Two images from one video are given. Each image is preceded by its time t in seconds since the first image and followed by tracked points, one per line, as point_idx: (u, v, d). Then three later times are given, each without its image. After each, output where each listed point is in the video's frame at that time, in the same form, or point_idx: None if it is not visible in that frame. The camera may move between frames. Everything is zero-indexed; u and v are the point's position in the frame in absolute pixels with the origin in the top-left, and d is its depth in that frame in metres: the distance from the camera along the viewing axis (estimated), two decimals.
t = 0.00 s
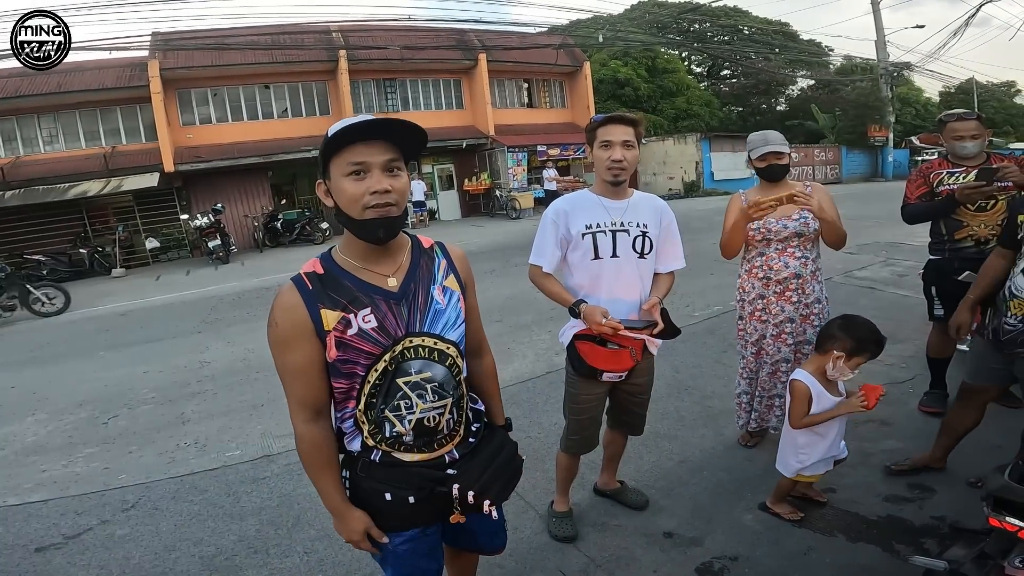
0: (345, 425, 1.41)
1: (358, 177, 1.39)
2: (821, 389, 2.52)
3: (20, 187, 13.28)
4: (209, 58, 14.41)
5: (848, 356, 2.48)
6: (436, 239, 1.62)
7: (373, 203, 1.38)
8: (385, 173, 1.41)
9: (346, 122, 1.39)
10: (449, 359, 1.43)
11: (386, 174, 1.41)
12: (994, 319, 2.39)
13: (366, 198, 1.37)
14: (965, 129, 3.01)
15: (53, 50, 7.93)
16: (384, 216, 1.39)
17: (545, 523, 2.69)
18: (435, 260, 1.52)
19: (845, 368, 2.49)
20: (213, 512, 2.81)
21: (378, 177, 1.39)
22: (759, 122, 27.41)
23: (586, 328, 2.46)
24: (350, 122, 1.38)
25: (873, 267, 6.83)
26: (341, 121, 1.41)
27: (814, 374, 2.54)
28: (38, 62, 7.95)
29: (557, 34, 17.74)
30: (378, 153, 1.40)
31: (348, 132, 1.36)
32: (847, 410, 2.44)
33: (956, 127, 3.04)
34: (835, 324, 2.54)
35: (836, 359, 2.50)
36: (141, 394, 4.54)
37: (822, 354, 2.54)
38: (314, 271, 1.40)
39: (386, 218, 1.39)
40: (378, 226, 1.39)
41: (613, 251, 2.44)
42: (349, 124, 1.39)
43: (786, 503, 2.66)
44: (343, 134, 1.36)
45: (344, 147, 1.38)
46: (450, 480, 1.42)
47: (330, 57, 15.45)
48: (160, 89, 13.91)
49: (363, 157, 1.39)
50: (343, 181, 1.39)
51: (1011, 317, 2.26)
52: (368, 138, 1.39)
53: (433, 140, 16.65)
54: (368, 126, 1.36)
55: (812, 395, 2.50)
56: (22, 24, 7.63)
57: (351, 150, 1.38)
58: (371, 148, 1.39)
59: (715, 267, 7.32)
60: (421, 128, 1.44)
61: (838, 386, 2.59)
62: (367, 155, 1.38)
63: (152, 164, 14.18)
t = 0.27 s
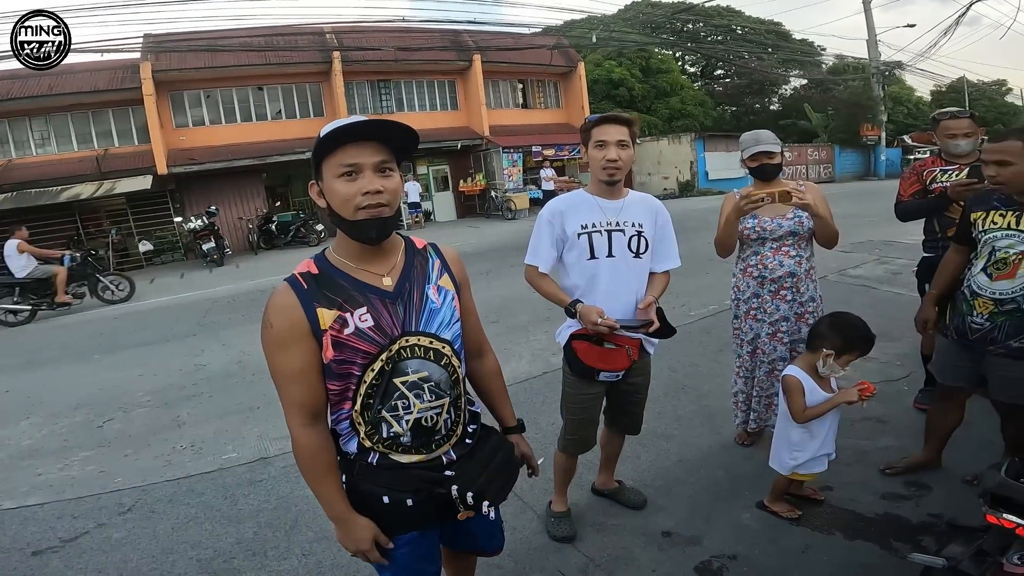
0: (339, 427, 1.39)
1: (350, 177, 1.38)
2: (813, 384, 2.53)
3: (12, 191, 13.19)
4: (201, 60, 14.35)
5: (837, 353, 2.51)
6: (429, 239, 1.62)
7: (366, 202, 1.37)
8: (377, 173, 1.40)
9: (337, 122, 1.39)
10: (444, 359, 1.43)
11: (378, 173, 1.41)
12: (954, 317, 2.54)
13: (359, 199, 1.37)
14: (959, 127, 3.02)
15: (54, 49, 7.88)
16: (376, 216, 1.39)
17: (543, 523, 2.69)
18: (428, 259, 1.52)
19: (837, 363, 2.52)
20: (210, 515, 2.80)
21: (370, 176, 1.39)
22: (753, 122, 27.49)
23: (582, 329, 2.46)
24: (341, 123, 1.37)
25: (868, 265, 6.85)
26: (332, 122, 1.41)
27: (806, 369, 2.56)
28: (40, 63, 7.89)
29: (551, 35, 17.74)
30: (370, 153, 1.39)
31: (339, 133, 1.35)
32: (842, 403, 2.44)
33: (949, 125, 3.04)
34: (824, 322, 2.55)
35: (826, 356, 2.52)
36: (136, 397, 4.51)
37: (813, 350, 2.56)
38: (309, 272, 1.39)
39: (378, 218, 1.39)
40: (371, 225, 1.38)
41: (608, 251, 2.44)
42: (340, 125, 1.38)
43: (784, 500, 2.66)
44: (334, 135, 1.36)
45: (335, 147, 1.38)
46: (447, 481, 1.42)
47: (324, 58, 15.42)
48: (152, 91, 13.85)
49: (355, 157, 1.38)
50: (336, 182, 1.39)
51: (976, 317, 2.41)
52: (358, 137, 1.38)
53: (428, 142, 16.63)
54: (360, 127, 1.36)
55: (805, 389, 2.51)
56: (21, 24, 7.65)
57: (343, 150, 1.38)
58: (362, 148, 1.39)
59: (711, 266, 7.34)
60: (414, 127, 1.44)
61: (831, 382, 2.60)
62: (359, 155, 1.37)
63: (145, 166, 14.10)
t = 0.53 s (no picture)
0: (337, 430, 1.38)
1: (344, 178, 1.38)
2: (804, 380, 2.55)
3: (4, 193, 13.10)
4: (194, 62, 14.30)
5: (825, 351, 2.53)
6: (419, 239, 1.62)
7: (360, 203, 1.37)
8: (371, 174, 1.40)
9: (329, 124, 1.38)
10: (442, 358, 1.44)
11: (372, 174, 1.41)
12: (935, 311, 2.66)
13: (352, 201, 1.37)
14: (950, 125, 3.05)
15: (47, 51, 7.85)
16: (370, 217, 1.39)
17: (541, 523, 2.69)
18: (421, 259, 1.53)
19: (825, 360, 2.53)
20: (207, 518, 2.79)
21: (363, 178, 1.39)
22: (747, 122, 27.60)
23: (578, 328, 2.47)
24: (332, 124, 1.37)
25: (861, 263, 6.89)
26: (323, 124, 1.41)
27: (796, 366, 2.58)
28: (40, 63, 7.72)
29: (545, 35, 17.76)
30: (363, 155, 1.39)
31: (332, 135, 1.35)
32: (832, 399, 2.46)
33: (940, 123, 3.08)
34: (813, 320, 2.57)
35: (814, 353, 2.54)
36: (131, 400, 4.49)
37: (802, 348, 2.58)
38: (303, 273, 1.38)
39: (371, 219, 1.39)
40: (363, 227, 1.38)
41: (604, 251, 2.45)
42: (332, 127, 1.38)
43: (781, 499, 2.67)
44: (327, 138, 1.35)
45: (327, 149, 1.37)
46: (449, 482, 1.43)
47: (318, 60, 15.41)
48: (145, 93, 13.78)
49: (348, 159, 1.38)
50: (329, 183, 1.38)
51: (950, 309, 2.52)
52: (351, 138, 1.38)
53: (423, 142, 16.63)
54: (353, 129, 1.36)
55: (795, 385, 2.53)
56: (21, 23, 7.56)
57: (336, 152, 1.37)
58: (355, 150, 1.39)
59: (706, 265, 7.37)
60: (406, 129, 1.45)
61: (823, 378, 2.61)
62: (352, 156, 1.37)
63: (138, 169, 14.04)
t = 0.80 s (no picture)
0: (338, 436, 1.37)
1: (353, 185, 1.36)
2: (793, 376, 2.57)
3: None
4: (185, 63, 14.24)
5: (812, 349, 2.55)
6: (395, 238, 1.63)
7: (367, 211, 1.36)
8: (376, 184, 1.39)
9: (336, 130, 1.35)
10: (436, 351, 1.46)
11: (376, 182, 1.40)
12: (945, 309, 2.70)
13: (359, 208, 1.36)
14: (939, 121, 3.09)
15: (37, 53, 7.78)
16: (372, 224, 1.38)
17: (539, 522, 2.69)
18: (402, 257, 1.53)
19: (813, 358, 2.55)
20: (204, 520, 2.78)
21: (372, 186, 1.37)
22: (740, 121, 27.68)
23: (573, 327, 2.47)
24: (340, 132, 1.35)
25: (855, 261, 6.92)
26: (324, 125, 1.36)
27: (786, 363, 2.60)
28: (42, 64, 7.28)
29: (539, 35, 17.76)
30: (371, 162, 1.37)
31: (345, 144, 1.33)
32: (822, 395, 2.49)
33: (929, 119, 3.11)
34: (801, 318, 2.59)
35: (802, 351, 2.56)
36: (126, 403, 4.47)
37: (790, 344, 2.61)
38: (291, 278, 1.36)
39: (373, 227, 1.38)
40: (366, 233, 1.38)
41: (599, 250, 2.46)
42: (338, 135, 1.35)
43: (777, 497, 2.69)
44: (340, 148, 1.33)
45: (333, 157, 1.34)
46: (455, 479, 1.44)
47: (311, 61, 15.37)
48: (136, 95, 13.71)
49: (357, 166, 1.35)
50: (334, 189, 1.35)
51: (953, 305, 2.57)
52: (361, 148, 1.35)
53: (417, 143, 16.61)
54: (365, 140, 1.34)
55: (784, 381, 2.55)
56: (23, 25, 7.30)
57: (345, 158, 1.34)
58: (363, 158, 1.36)
59: (700, 264, 7.38)
60: (409, 135, 1.45)
61: (813, 375, 2.64)
62: (361, 165, 1.34)
63: (131, 171, 13.96)
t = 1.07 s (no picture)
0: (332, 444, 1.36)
1: (334, 185, 1.33)
2: (787, 372, 2.59)
3: None
4: (177, 65, 14.19)
5: (805, 346, 2.56)
6: (369, 238, 1.62)
7: (349, 212, 1.35)
8: (356, 185, 1.38)
9: (311, 132, 1.33)
10: (422, 349, 1.43)
11: (357, 184, 1.38)
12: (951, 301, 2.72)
13: (340, 210, 1.33)
14: (928, 115, 3.09)
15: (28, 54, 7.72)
16: (354, 226, 1.36)
17: (537, 522, 2.69)
18: (377, 254, 1.51)
19: (805, 355, 2.57)
20: (201, 522, 2.77)
21: (352, 188, 1.35)
22: (734, 119, 27.76)
23: (569, 326, 2.48)
24: (318, 135, 1.32)
25: (848, 259, 6.96)
26: (297, 129, 1.33)
27: (779, 360, 2.62)
28: (43, 64, 6.93)
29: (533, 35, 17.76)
30: (348, 163, 1.35)
31: (323, 145, 1.31)
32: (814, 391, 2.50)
33: (919, 115, 3.12)
34: (793, 316, 2.60)
35: (794, 348, 2.57)
36: (120, 406, 4.44)
37: (782, 342, 2.61)
38: (267, 286, 1.33)
39: (355, 227, 1.37)
40: (350, 235, 1.37)
41: (593, 248, 2.45)
42: (314, 136, 1.33)
43: (774, 494, 2.70)
44: (317, 149, 1.30)
45: (310, 159, 1.31)
46: (455, 480, 1.43)
47: (304, 62, 15.34)
48: (128, 96, 13.64)
49: (338, 166, 1.33)
50: (314, 192, 1.32)
51: (955, 298, 2.60)
52: (338, 149, 1.33)
53: (411, 143, 16.59)
54: (345, 140, 1.32)
55: (778, 376, 2.57)
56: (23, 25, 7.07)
57: (323, 159, 1.31)
58: (342, 159, 1.34)
59: (695, 263, 7.40)
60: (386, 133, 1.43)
61: (807, 371, 2.65)
62: (341, 166, 1.32)
63: (123, 172, 13.88)
